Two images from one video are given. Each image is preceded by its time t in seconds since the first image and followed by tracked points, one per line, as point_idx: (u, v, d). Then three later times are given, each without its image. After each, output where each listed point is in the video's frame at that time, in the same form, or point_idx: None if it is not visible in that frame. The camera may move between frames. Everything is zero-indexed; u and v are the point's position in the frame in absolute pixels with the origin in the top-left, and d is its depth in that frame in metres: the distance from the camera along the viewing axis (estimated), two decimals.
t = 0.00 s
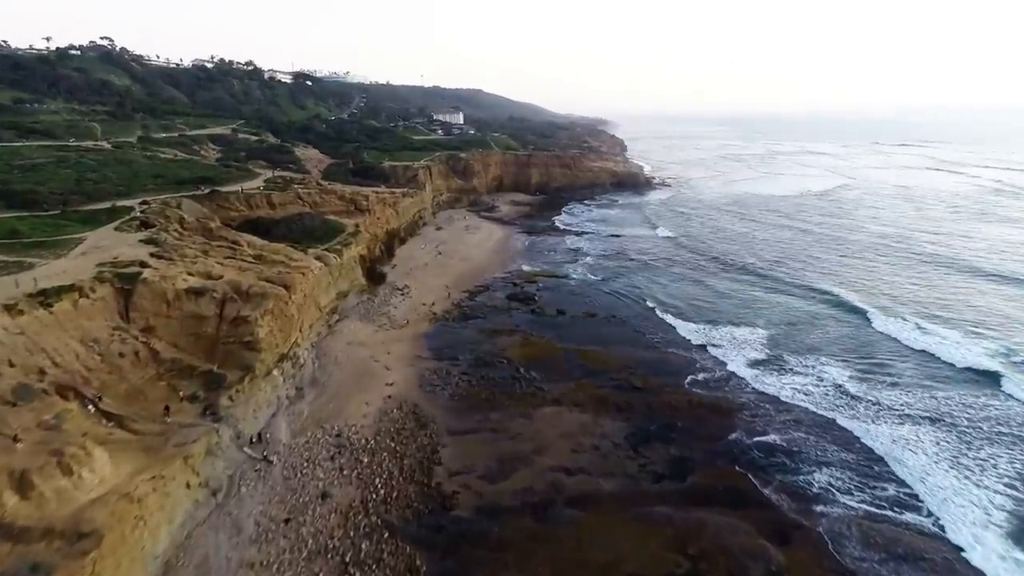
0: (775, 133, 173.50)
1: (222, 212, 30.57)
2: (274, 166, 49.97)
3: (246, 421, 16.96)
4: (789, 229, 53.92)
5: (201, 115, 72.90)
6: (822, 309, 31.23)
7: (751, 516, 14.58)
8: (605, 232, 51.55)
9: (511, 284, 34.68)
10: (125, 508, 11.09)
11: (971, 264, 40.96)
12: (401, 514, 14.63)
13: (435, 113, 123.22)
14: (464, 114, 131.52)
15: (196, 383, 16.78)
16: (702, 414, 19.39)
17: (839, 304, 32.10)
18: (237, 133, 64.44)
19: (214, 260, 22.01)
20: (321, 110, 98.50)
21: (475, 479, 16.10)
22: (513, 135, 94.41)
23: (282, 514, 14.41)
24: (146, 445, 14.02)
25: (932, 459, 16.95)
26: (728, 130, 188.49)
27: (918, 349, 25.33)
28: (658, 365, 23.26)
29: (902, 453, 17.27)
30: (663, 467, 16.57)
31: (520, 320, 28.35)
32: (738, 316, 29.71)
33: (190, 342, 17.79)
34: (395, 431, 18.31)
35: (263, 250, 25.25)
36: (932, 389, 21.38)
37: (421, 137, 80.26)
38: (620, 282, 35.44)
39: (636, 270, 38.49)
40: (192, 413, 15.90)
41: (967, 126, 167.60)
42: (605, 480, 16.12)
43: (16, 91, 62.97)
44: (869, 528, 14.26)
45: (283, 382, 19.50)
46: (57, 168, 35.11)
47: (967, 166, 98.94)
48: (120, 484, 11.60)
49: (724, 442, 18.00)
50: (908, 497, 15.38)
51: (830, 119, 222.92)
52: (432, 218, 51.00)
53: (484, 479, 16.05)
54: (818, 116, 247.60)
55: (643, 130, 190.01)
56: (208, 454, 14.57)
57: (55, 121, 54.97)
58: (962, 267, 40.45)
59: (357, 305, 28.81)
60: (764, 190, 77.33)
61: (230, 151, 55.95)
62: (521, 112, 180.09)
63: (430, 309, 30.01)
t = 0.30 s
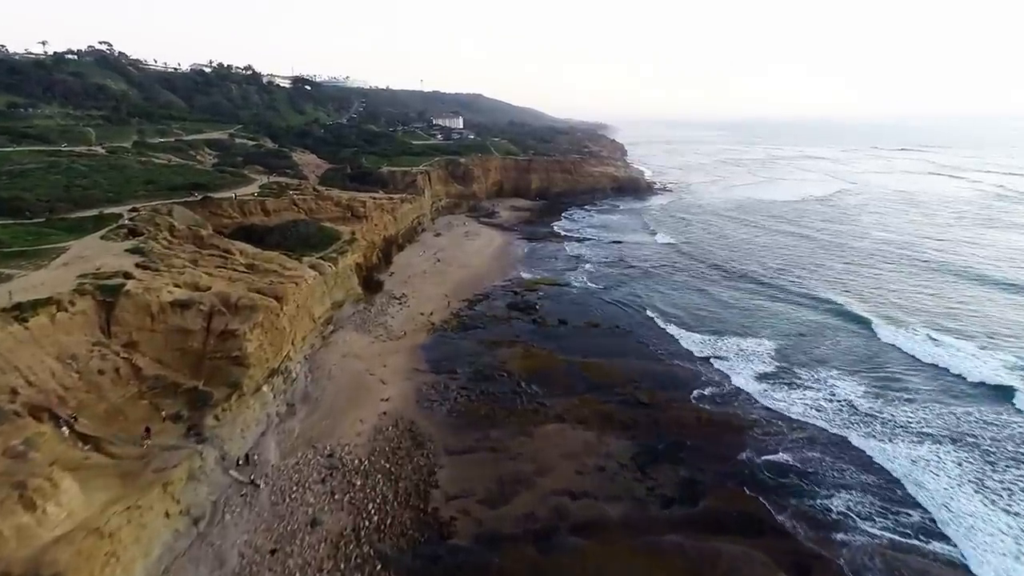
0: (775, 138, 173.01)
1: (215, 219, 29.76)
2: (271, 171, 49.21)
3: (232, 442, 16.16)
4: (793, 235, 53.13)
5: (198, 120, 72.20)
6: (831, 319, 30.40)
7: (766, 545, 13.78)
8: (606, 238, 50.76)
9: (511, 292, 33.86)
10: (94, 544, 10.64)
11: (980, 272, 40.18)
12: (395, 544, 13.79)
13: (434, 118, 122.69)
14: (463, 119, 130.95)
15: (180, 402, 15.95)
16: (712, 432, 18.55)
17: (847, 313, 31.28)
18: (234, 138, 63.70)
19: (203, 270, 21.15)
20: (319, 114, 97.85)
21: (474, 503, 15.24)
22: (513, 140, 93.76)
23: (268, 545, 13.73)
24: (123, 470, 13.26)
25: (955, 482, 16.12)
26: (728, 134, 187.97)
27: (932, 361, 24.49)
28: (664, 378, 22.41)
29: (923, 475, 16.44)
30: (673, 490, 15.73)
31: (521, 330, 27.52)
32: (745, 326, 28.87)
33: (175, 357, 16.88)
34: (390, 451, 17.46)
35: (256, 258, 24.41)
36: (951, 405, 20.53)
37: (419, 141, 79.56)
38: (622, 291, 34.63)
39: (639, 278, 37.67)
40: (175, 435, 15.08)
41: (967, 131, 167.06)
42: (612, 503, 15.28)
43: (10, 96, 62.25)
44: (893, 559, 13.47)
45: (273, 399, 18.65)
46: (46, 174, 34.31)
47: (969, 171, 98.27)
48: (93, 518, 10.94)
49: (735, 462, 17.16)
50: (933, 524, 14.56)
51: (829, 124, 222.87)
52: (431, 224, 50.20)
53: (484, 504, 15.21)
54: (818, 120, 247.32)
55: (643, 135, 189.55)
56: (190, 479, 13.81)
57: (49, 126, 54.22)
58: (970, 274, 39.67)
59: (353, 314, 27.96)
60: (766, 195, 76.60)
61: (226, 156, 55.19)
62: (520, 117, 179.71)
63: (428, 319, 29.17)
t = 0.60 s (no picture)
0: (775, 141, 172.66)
1: (208, 225, 29.02)
2: (267, 176, 48.44)
3: (218, 463, 15.44)
4: (797, 240, 52.40)
5: (195, 124, 71.51)
6: (839, 329, 29.64)
7: None
8: (607, 243, 50.03)
9: (511, 300, 33.12)
10: None
11: (988, 279, 39.46)
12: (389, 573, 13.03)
13: (433, 122, 122.12)
14: (462, 123, 130.23)
15: (164, 421, 15.18)
16: (722, 448, 17.81)
17: (856, 322, 30.52)
18: (231, 143, 62.98)
19: (192, 280, 20.35)
20: (318, 118, 97.12)
21: (473, 528, 14.49)
22: (512, 144, 93.09)
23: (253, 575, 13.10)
24: (99, 495, 12.47)
25: (979, 505, 15.39)
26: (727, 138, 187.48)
27: (946, 373, 23.75)
28: (671, 391, 21.65)
29: (945, 497, 15.69)
30: (682, 514, 15.00)
31: (522, 340, 26.77)
32: (752, 336, 28.09)
33: (160, 372, 16.08)
34: (385, 470, 16.69)
35: (248, 267, 23.63)
36: (970, 421, 19.73)
37: (418, 146, 78.86)
38: (625, 298, 33.87)
39: (642, 285, 36.92)
40: (157, 456, 14.32)
41: (967, 134, 167.11)
42: (618, 527, 14.53)
43: (4, 100, 61.51)
44: None
45: (263, 416, 17.89)
46: (36, 179, 33.56)
47: (971, 175, 97.69)
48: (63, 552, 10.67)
49: (747, 482, 16.42)
50: (959, 551, 13.80)
51: (829, 127, 222.41)
52: (430, 229, 49.47)
53: (483, 528, 14.48)
54: (818, 124, 246.88)
55: (643, 139, 189.10)
56: (172, 505, 13.44)
57: (43, 130, 53.47)
58: (979, 282, 38.94)
59: (349, 323, 27.19)
60: (768, 200, 75.89)
61: (223, 160, 54.45)
62: (520, 121, 179.20)
63: (426, 327, 28.41)
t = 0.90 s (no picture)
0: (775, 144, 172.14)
1: (200, 232, 28.28)
2: (263, 181, 47.71)
3: (203, 484, 14.74)
4: (800, 245, 51.72)
5: (192, 127, 70.84)
6: (848, 338, 28.91)
7: None
8: (609, 249, 49.33)
9: (512, 307, 32.39)
10: None
11: (996, 285, 38.77)
12: None
13: (433, 126, 121.56)
14: (462, 126, 129.69)
15: (147, 439, 14.41)
16: (733, 465, 17.07)
17: (865, 331, 29.81)
18: (228, 146, 62.31)
19: (180, 289, 19.55)
20: (317, 122, 96.53)
21: (472, 555, 13.78)
22: (512, 148, 92.49)
23: None
24: (72, 523, 11.87)
25: (1004, 529, 14.67)
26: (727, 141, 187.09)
27: (961, 385, 23.01)
28: (677, 403, 20.92)
29: (968, 521, 14.98)
30: (692, 538, 14.30)
31: (523, 350, 26.04)
32: (758, 345, 27.33)
33: (143, 388, 15.28)
34: (380, 490, 15.93)
35: (240, 274, 22.85)
36: (989, 438, 18.99)
37: (418, 150, 78.19)
38: (628, 306, 33.15)
39: (644, 292, 36.18)
40: (137, 479, 13.61)
41: (967, 138, 167.01)
42: (625, 553, 13.83)
43: None
44: None
45: (252, 432, 17.12)
46: (26, 184, 32.86)
47: (973, 178, 97.11)
48: None
49: (760, 502, 15.69)
50: None
51: (829, 131, 222.04)
52: (429, 235, 48.76)
53: (483, 555, 13.77)
54: (818, 128, 246.44)
55: (643, 142, 188.67)
56: (150, 532, 12.74)
57: (36, 134, 52.79)
58: (987, 288, 38.24)
59: (344, 333, 26.43)
60: (771, 204, 75.22)
61: (219, 164, 53.76)
62: (520, 125, 178.73)
63: (424, 336, 27.66)
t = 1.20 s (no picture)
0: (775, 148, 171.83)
1: (192, 238, 27.52)
2: (260, 185, 46.96)
3: (185, 509, 13.99)
4: (804, 250, 51.03)
5: (189, 131, 70.14)
6: (857, 347, 28.14)
7: None
8: (610, 254, 48.60)
9: (512, 315, 31.63)
10: None
11: (1005, 292, 38.06)
12: None
13: (432, 129, 120.97)
14: (462, 130, 129.11)
15: (127, 460, 13.63)
16: (744, 484, 16.29)
17: (874, 340, 29.07)
18: (224, 150, 61.59)
19: (167, 298, 18.77)
20: (315, 126, 95.90)
21: None
22: (512, 151, 91.88)
23: None
24: (42, 555, 11.17)
25: None
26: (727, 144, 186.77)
27: (977, 398, 22.24)
28: (685, 417, 20.14)
29: (995, 547, 14.21)
30: (703, 565, 13.55)
31: (523, 360, 25.27)
32: (766, 355, 26.53)
33: (125, 405, 14.46)
34: (374, 513, 15.16)
35: (232, 283, 22.04)
36: (1010, 456, 18.20)
37: (416, 153, 77.52)
38: (630, 314, 32.39)
39: (647, 299, 35.43)
40: (115, 504, 12.90)
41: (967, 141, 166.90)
42: None
43: None
44: None
45: (240, 450, 16.32)
46: (14, 189, 32.10)
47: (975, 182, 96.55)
48: None
49: (774, 525, 14.91)
50: None
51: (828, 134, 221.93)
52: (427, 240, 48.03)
53: None
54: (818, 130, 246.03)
55: (643, 146, 188.22)
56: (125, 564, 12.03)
57: (30, 138, 52.05)
58: (996, 295, 37.53)
59: (340, 343, 25.64)
60: (773, 208, 74.53)
61: (216, 169, 53.03)
62: (519, 128, 178.22)
63: (421, 346, 26.88)
